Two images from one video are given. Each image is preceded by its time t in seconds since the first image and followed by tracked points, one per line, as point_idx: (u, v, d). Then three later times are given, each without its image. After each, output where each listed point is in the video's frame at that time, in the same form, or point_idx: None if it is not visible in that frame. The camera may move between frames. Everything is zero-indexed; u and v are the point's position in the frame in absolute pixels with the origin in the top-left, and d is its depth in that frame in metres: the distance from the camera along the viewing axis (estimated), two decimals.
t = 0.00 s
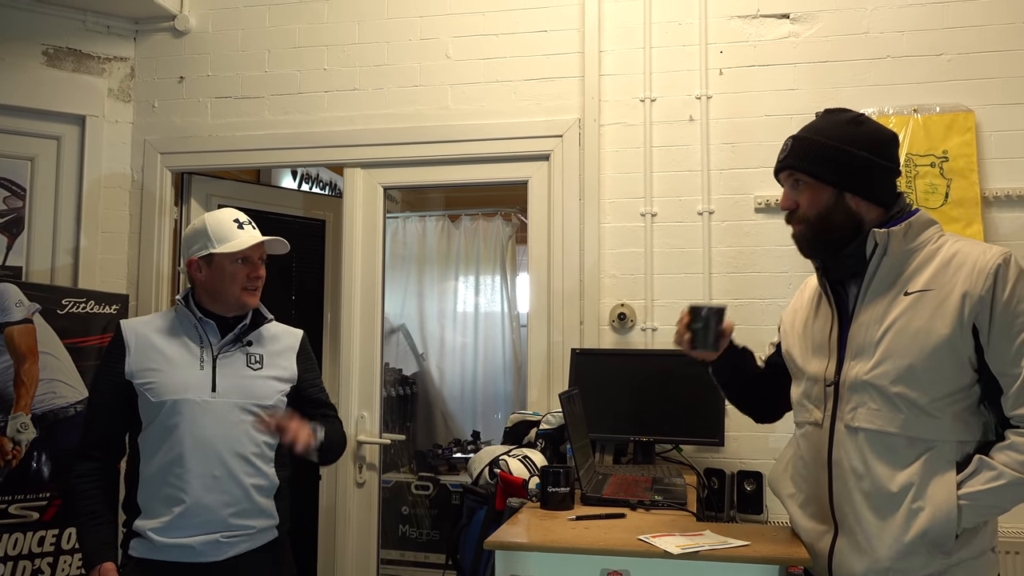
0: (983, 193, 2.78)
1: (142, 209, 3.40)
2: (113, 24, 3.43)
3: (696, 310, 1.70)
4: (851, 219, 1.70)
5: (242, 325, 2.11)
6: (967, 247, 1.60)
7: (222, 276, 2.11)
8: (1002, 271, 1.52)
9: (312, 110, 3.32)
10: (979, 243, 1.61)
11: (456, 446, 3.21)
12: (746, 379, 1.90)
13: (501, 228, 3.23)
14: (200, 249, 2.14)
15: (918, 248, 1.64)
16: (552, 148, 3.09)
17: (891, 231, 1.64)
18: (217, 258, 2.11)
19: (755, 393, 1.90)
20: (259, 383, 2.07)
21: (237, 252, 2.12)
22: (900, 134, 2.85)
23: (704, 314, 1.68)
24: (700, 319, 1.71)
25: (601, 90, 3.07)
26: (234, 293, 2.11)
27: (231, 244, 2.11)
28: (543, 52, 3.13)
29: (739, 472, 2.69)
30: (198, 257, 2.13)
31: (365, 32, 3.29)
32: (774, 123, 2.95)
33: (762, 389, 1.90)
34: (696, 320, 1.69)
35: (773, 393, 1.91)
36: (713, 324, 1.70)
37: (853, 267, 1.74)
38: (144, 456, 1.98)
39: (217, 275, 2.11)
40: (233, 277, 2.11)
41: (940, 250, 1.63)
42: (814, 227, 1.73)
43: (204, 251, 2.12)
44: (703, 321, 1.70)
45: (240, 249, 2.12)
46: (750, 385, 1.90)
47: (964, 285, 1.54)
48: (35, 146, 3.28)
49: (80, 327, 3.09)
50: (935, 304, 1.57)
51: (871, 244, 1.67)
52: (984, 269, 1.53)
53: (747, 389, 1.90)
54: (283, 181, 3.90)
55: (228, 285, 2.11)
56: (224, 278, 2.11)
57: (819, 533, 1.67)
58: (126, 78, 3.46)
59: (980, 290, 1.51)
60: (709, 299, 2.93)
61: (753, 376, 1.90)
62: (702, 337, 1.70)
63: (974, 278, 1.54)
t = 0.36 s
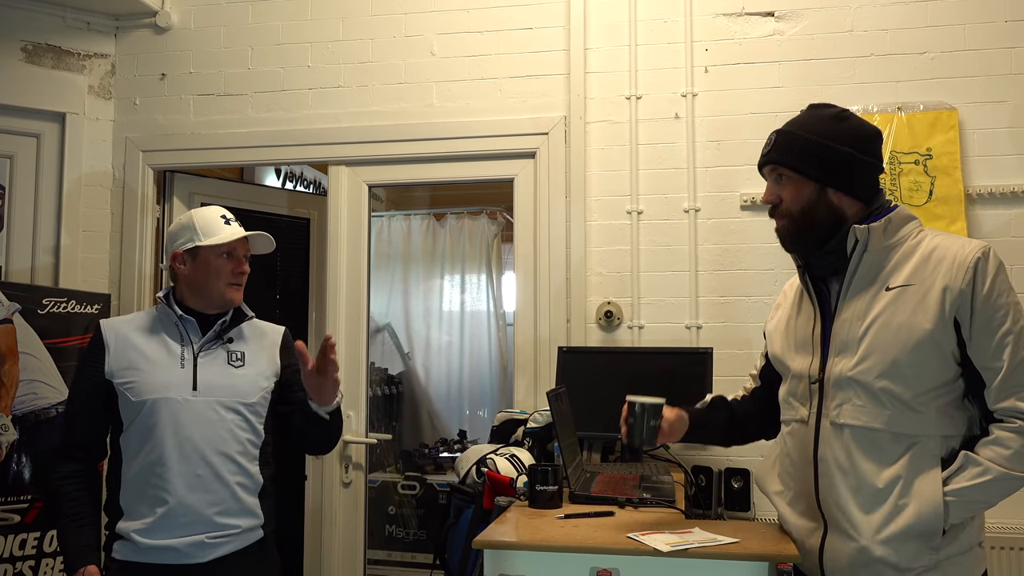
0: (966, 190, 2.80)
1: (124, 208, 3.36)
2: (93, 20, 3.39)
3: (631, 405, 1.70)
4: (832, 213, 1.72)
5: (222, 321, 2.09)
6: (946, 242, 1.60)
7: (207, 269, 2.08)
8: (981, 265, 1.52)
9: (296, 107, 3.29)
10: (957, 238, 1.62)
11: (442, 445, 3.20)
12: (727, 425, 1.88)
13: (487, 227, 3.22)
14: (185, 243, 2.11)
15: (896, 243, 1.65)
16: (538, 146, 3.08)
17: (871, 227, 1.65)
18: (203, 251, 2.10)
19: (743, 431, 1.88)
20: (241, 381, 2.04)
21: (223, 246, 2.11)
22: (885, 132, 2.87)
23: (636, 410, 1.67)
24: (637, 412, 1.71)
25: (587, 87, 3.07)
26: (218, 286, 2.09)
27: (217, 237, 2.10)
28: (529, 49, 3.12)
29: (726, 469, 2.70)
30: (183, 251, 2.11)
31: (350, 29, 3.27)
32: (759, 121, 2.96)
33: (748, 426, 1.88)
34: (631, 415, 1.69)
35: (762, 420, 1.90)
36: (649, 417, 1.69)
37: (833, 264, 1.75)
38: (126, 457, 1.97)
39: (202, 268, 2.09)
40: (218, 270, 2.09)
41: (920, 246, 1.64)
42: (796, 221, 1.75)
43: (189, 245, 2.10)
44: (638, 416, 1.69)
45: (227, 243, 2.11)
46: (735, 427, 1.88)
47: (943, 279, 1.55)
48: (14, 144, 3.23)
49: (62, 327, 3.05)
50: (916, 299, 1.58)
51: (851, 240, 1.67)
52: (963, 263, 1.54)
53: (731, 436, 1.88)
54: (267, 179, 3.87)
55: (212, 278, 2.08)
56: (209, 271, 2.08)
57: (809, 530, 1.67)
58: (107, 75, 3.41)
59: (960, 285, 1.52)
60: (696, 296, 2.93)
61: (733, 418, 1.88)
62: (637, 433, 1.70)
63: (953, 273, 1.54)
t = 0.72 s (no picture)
0: (984, 186, 2.75)
1: (127, 207, 3.31)
2: (95, 18, 3.34)
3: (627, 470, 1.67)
4: (847, 208, 1.66)
5: (227, 322, 2.04)
6: (965, 236, 1.56)
7: (209, 271, 2.04)
8: (1004, 258, 1.48)
9: (301, 105, 3.24)
10: (975, 232, 1.57)
11: (448, 447, 3.16)
12: (742, 458, 1.80)
13: (493, 226, 3.19)
14: (187, 243, 2.06)
15: (913, 238, 1.60)
16: (547, 143, 3.03)
17: (888, 223, 1.60)
18: (205, 252, 2.05)
19: (761, 461, 1.81)
20: (244, 384, 1.99)
21: (226, 246, 2.06)
22: (901, 128, 2.81)
23: (635, 473, 1.62)
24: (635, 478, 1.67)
25: (596, 83, 3.01)
26: (220, 288, 2.04)
27: (219, 238, 2.05)
28: (537, 44, 3.07)
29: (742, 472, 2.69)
30: (185, 251, 2.06)
31: (355, 25, 3.22)
32: (772, 117, 2.91)
33: (766, 454, 1.81)
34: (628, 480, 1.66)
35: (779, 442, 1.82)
36: (647, 483, 1.65)
37: (848, 260, 1.67)
38: (126, 462, 1.92)
39: (204, 269, 2.04)
40: (220, 272, 2.04)
41: (937, 240, 1.59)
42: (810, 214, 1.70)
43: (191, 245, 2.05)
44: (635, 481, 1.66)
45: (229, 243, 2.06)
46: (752, 459, 1.81)
47: (965, 273, 1.50)
48: (15, 143, 3.19)
49: (64, 328, 3.00)
50: (938, 295, 1.53)
51: (868, 237, 1.63)
52: (985, 257, 1.49)
53: (749, 471, 1.81)
54: (271, 178, 3.83)
55: (214, 280, 2.04)
56: (211, 273, 2.04)
57: (834, 536, 1.62)
58: (109, 73, 3.37)
59: (982, 279, 1.48)
60: (708, 296, 2.88)
61: (747, 450, 1.81)
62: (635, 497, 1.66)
63: (975, 266, 1.50)
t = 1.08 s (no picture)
0: (1011, 185, 2.66)
1: (130, 206, 3.25)
2: (98, 14, 3.28)
3: (634, 503, 1.65)
4: (869, 206, 1.59)
5: (230, 326, 1.97)
6: (994, 233, 1.48)
7: (211, 274, 1.96)
8: None
9: (307, 103, 3.18)
10: (1005, 229, 1.49)
11: (456, 452, 3.08)
12: (758, 482, 1.73)
13: (500, 227, 3.10)
14: (189, 244, 1.99)
15: (939, 238, 1.52)
16: (559, 142, 2.96)
17: (913, 222, 1.52)
18: (207, 254, 1.98)
19: (777, 482, 1.73)
20: (247, 388, 1.93)
21: (228, 249, 1.98)
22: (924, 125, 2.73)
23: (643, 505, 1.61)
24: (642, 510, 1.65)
25: (609, 79, 2.94)
26: (221, 292, 1.97)
27: (222, 240, 1.97)
28: (549, 40, 3.00)
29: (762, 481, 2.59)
30: (187, 252, 2.00)
31: (362, 21, 3.16)
32: (790, 115, 2.83)
33: (782, 475, 1.73)
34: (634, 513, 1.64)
35: (800, 458, 1.73)
36: (655, 514, 1.63)
37: (873, 261, 1.59)
38: (124, 468, 1.85)
39: (205, 272, 1.97)
40: (222, 275, 1.97)
41: (966, 238, 1.51)
42: (829, 213, 1.62)
43: (193, 246, 1.98)
44: (641, 515, 1.64)
45: (231, 246, 1.99)
46: (768, 480, 1.73)
47: (997, 270, 1.42)
48: (16, 141, 3.13)
49: (65, 331, 2.94)
50: (969, 295, 1.44)
51: (892, 236, 1.54)
52: (1018, 253, 1.41)
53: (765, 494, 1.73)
54: (277, 178, 3.76)
55: (216, 284, 1.96)
56: (212, 276, 1.96)
57: (866, 552, 1.52)
58: (112, 70, 3.31)
59: (1017, 276, 1.39)
60: (725, 298, 2.80)
61: (761, 471, 1.73)
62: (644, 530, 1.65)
63: (1008, 264, 1.41)
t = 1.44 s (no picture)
0: None
1: (127, 207, 3.18)
2: (97, 10, 3.21)
3: (644, 521, 1.57)
4: (893, 210, 1.48)
5: (222, 329, 1.90)
6: None
7: (200, 277, 1.89)
8: None
9: (309, 101, 3.10)
10: None
11: (458, 459, 3.01)
12: (781, 497, 1.64)
13: (505, 231, 3.03)
14: (187, 242, 1.93)
15: (969, 240, 1.40)
16: (567, 142, 2.89)
17: (941, 224, 1.40)
18: (201, 256, 1.90)
19: (799, 495, 1.64)
20: (238, 394, 1.85)
21: (220, 254, 1.90)
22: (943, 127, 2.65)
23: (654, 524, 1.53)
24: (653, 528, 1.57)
25: (619, 79, 2.86)
26: (207, 297, 1.89)
27: (217, 245, 1.89)
28: (557, 39, 2.93)
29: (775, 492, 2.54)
30: (182, 250, 1.94)
31: (365, 19, 3.09)
32: (805, 116, 2.76)
33: (804, 488, 1.64)
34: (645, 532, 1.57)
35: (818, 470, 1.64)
36: (668, 533, 1.55)
37: (897, 266, 1.48)
38: (110, 477, 1.77)
39: (196, 274, 1.90)
40: (211, 280, 1.88)
41: (998, 240, 1.39)
42: (848, 217, 1.52)
43: (189, 245, 1.92)
44: (652, 533, 1.56)
45: (225, 252, 1.89)
46: (790, 494, 1.64)
47: None
48: (12, 140, 3.06)
49: (60, 333, 2.87)
50: (1004, 300, 1.32)
51: (919, 239, 1.43)
52: None
53: (790, 509, 1.65)
54: (278, 179, 3.69)
55: (204, 288, 1.89)
56: (200, 280, 1.89)
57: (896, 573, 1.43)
58: (110, 68, 3.24)
59: None
60: (737, 303, 2.72)
61: (784, 485, 1.64)
62: (656, 550, 1.56)
63: None
